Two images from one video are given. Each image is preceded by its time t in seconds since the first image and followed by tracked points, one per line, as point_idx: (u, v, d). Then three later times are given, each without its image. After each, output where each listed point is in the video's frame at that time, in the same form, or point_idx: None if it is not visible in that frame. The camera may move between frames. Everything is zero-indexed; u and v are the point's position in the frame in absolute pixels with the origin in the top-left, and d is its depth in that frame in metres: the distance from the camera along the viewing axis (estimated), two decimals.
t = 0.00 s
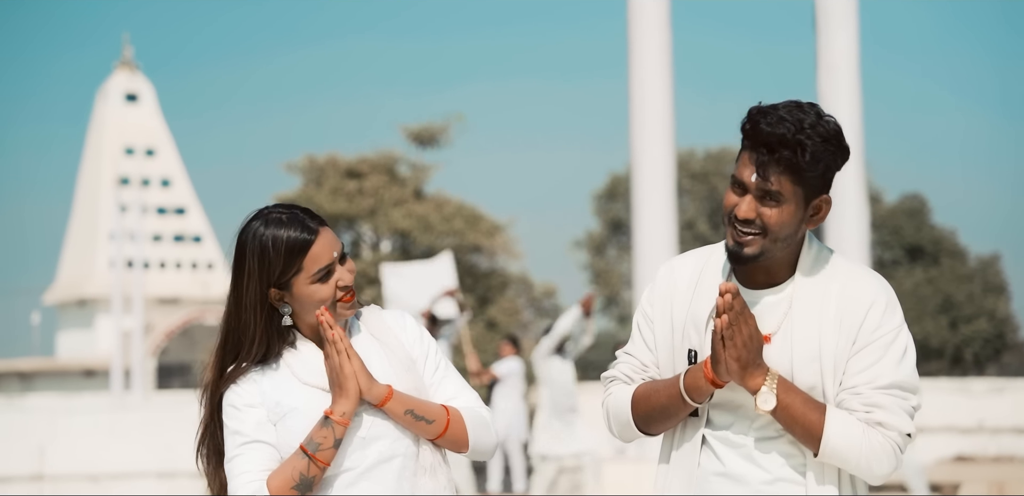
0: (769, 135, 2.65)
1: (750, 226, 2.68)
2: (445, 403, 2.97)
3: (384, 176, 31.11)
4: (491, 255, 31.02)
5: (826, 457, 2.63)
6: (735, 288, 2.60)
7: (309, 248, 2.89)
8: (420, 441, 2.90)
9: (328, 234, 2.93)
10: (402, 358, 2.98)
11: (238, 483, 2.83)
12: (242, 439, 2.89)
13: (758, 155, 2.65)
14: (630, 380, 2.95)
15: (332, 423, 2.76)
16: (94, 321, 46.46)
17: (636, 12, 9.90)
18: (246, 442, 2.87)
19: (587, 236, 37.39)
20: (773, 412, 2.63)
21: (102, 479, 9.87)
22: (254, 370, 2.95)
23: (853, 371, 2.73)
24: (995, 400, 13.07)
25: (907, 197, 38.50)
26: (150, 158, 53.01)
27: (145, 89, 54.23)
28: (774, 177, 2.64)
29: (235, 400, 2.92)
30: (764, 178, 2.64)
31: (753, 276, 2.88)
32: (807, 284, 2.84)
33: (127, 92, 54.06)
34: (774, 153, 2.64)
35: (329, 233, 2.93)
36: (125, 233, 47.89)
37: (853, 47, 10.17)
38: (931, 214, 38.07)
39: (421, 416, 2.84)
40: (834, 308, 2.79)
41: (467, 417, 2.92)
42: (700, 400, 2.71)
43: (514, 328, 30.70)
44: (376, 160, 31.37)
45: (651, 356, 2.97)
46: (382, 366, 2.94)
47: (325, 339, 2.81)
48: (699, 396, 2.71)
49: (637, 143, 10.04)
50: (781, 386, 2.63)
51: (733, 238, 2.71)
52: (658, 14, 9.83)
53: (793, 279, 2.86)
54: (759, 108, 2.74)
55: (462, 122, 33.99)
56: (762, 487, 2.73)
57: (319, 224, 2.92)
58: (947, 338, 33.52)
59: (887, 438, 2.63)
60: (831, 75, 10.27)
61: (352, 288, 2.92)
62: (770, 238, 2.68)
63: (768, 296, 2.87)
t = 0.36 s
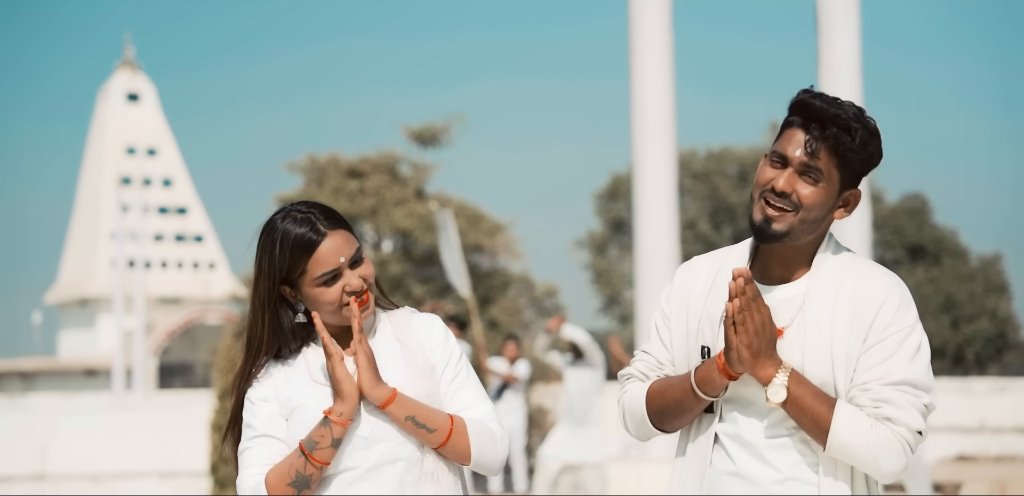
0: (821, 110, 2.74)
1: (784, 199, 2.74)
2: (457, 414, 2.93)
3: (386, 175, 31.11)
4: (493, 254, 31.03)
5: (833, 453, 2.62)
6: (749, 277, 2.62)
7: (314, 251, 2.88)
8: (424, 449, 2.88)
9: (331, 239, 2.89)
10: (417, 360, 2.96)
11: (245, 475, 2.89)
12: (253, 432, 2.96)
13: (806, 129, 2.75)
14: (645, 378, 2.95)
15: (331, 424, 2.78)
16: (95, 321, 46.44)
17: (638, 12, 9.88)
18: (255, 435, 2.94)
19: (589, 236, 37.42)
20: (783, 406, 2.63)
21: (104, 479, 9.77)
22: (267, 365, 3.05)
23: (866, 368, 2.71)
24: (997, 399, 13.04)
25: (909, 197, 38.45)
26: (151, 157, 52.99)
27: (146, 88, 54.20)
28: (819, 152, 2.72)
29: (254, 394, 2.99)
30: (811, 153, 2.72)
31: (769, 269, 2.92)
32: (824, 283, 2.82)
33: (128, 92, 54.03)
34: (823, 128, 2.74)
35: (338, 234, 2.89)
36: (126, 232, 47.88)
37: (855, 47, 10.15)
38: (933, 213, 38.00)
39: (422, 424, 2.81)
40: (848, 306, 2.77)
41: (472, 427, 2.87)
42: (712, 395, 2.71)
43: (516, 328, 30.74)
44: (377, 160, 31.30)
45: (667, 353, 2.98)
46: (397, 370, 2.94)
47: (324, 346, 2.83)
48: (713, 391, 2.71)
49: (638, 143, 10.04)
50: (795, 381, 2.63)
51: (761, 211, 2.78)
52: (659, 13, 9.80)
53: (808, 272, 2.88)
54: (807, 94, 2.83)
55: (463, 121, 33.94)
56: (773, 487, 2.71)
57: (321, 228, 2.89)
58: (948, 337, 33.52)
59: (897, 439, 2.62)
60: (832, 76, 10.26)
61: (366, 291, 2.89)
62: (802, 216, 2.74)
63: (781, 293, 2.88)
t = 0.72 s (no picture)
0: (849, 105, 2.76)
1: (806, 191, 2.74)
2: (458, 426, 2.87)
3: (387, 175, 31.13)
4: (494, 254, 31.05)
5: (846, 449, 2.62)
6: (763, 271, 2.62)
7: (348, 236, 2.91)
8: (418, 455, 2.87)
9: (366, 229, 2.91)
10: (431, 365, 2.95)
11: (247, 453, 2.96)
12: (264, 412, 3.03)
13: (828, 123, 2.76)
14: (652, 375, 2.94)
15: (324, 413, 2.81)
16: (96, 321, 46.48)
17: (639, 12, 9.84)
18: (264, 416, 3.00)
19: (589, 236, 37.47)
20: (799, 405, 2.63)
21: (105, 479, 9.72)
22: (287, 350, 3.11)
23: (878, 366, 2.71)
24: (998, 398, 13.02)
25: (911, 196, 38.37)
26: (153, 157, 53.03)
27: (148, 88, 54.21)
28: (842, 145, 2.73)
29: (275, 376, 3.06)
30: (835, 145, 2.73)
31: (780, 266, 2.92)
32: (836, 280, 2.83)
33: (130, 91, 53.98)
34: (845, 120, 2.75)
35: (375, 225, 2.91)
36: (128, 231, 47.89)
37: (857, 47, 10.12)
38: (934, 213, 37.96)
39: (412, 429, 2.79)
40: (858, 306, 2.77)
41: (463, 441, 2.81)
42: (724, 391, 2.70)
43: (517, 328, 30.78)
44: (379, 159, 31.40)
45: (674, 351, 2.98)
46: (408, 373, 2.96)
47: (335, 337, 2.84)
48: (722, 388, 2.70)
49: (639, 143, 10.04)
50: (809, 380, 2.62)
51: (783, 207, 2.77)
52: (661, 13, 9.79)
53: (820, 269, 2.88)
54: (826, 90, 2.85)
55: (464, 121, 33.93)
56: (783, 486, 2.71)
57: (361, 214, 2.91)
58: (950, 337, 33.49)
59: (910, 433, 2.61)
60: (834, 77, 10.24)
61: (391, 284, 2.89)
62: (823, 209, 2.74)
63: (792, 290, 2.88)
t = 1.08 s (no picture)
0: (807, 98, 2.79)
1: (797, 189, 2.71)
2: (453, 438, 2.86)
3: (389, 175, 31.05)
4: (495, 253, 31.07)
5: (858, 457, 2.63)
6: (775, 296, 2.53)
7: (391, 227, 2.96)
8: (410, 461, 2.87)
9: (412, 225, 2.95)
10: (439, 374, 2.95)
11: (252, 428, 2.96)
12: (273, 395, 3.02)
13: (796, 120, 2.75)
14: (640, 379, 2.90)
15: (324, 403, 2.82)
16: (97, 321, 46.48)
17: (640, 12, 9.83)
18: (272, 398, 3.00)
19: (590, 236, 37.47)
20: (811, 419, 2.59)
21: (106, 479, 9.71)
22: (310, 333, 3.15)
23: (879, 370, 2.74)
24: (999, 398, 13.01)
25: (912, 197, 38.32)
26: (153, 157, 53.03)
27: (148, 88, 54.17)
28: (815, 137, 2.73)
29: (291, 359, 3.07)
30: (808, 137, 2.72)
31: (773, 268, 2.92)
32: (835, 280, 2.84)
33: (130, 91, 53.94)
34: (812, 113, 2.76)
35: (422, 224, 2.95)
36: (129, 231, 47.86)
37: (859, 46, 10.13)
38: (935, 213, 37.96)
39: (406, 433, 2.79)
40: (859, 309, 2.78)
41: (455, 454, 2.79)
42: (716, 404, 2.67)
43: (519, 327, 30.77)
44: (380, 159, 31.30)
45: (663, 353, 2.94)
46: (414, 379, 2.95)
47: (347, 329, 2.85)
48: (715, 399, 2.66)
49: (640, 144, 10.05)
50: (819, 393, 2.59)
51: (778, 206, 2.72)
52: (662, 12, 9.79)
53: (813, 271, 2.90)
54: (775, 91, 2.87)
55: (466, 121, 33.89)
56: (783, 485, 2.71)
57: (410, 210, 2.96)
58: (951, 337, 33.43)
59: (917, 428, 2.65)
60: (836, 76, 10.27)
61: (414, 285, 2.91)
62: (816, 200, 2.71)
63: (789, 290, 2.88)
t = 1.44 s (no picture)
0: (731, 103, 3.16)
1: (749, 176, 3.00)
2: (444, 436, 2.87)
3: (390, 174, 31.08)
4: (496, 254, 31.08)
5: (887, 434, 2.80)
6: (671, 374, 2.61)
7: (400, 215, 3.04)
8: (402, 459, 2.87)
9: (421, 216, 3.04)
10: (429, 372, 2.95)
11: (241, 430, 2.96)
12: (260, 392, 3.04)
13: (730, 121, 3.11)
14: (617, 357, 2.99)
15: (314, 400, 2.83)
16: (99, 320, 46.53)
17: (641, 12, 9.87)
18: (260, 396, 3.01)
19: (591, 236, 37.44)
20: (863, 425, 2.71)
21: (108, 478, 9.74)
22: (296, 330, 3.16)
23: (849, 342, 2.91)
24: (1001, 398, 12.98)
25: (913, 196, 38.35)
26: (155, 157, 53.07)
27: (150, 88, 54.15)
28: (750, 129, 3.09)
29: (276, 356, 3.08)
30: (743, 132, 3.07)
31: (738, 263, 3.11)
32: (798, 276, 3.04)
33: (131, 91, 53.87)
34: (743, 113, 3.11)
35: (431, 217, 3.05)
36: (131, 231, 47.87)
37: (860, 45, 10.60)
38: (937, 213, 37.95)
39: (400, 431, 2.78)
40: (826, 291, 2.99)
41: (448, 454, 2.80)
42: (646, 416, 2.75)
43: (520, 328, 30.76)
44: (381, 159, 31.26)
45: (646, 339, 3.04)
46: (407, 377, 2.95)
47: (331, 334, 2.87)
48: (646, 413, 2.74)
49: (641, 144, 10.04)
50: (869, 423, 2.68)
51: (736, 196, 2.99)
52: (664, 12, 9.89)
53: (776, 272, 3.10)
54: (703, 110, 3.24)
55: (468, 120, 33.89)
56: (774, 482, 2.81)
57: (422, 202, 3.06)
58: (952, 337, 33.38)
59: (903, 378, 2.83)
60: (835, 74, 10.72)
61: (416, 271, 2.98)
62: (770, 184, 2.98)
63: (760, 285, 3.07)
